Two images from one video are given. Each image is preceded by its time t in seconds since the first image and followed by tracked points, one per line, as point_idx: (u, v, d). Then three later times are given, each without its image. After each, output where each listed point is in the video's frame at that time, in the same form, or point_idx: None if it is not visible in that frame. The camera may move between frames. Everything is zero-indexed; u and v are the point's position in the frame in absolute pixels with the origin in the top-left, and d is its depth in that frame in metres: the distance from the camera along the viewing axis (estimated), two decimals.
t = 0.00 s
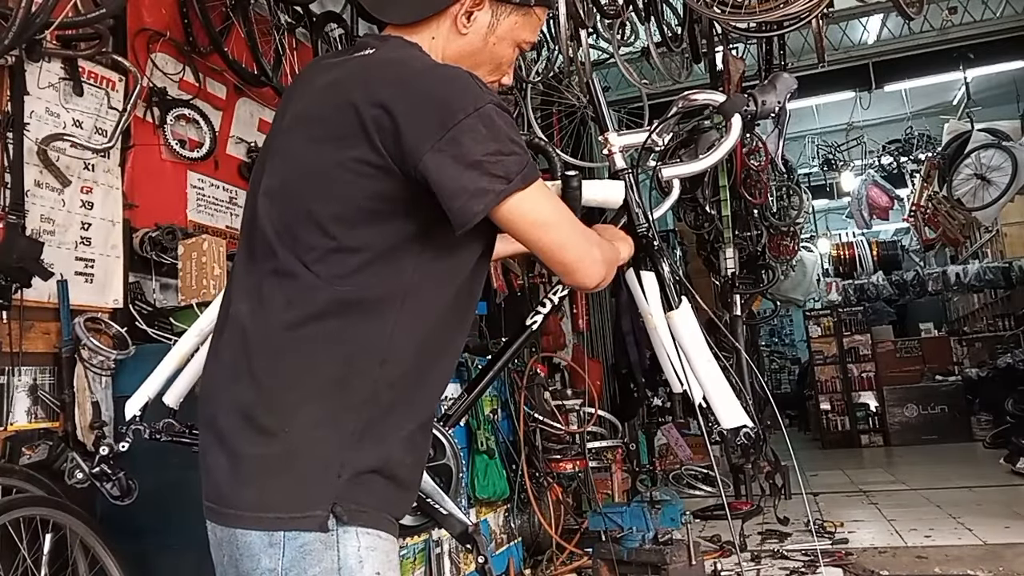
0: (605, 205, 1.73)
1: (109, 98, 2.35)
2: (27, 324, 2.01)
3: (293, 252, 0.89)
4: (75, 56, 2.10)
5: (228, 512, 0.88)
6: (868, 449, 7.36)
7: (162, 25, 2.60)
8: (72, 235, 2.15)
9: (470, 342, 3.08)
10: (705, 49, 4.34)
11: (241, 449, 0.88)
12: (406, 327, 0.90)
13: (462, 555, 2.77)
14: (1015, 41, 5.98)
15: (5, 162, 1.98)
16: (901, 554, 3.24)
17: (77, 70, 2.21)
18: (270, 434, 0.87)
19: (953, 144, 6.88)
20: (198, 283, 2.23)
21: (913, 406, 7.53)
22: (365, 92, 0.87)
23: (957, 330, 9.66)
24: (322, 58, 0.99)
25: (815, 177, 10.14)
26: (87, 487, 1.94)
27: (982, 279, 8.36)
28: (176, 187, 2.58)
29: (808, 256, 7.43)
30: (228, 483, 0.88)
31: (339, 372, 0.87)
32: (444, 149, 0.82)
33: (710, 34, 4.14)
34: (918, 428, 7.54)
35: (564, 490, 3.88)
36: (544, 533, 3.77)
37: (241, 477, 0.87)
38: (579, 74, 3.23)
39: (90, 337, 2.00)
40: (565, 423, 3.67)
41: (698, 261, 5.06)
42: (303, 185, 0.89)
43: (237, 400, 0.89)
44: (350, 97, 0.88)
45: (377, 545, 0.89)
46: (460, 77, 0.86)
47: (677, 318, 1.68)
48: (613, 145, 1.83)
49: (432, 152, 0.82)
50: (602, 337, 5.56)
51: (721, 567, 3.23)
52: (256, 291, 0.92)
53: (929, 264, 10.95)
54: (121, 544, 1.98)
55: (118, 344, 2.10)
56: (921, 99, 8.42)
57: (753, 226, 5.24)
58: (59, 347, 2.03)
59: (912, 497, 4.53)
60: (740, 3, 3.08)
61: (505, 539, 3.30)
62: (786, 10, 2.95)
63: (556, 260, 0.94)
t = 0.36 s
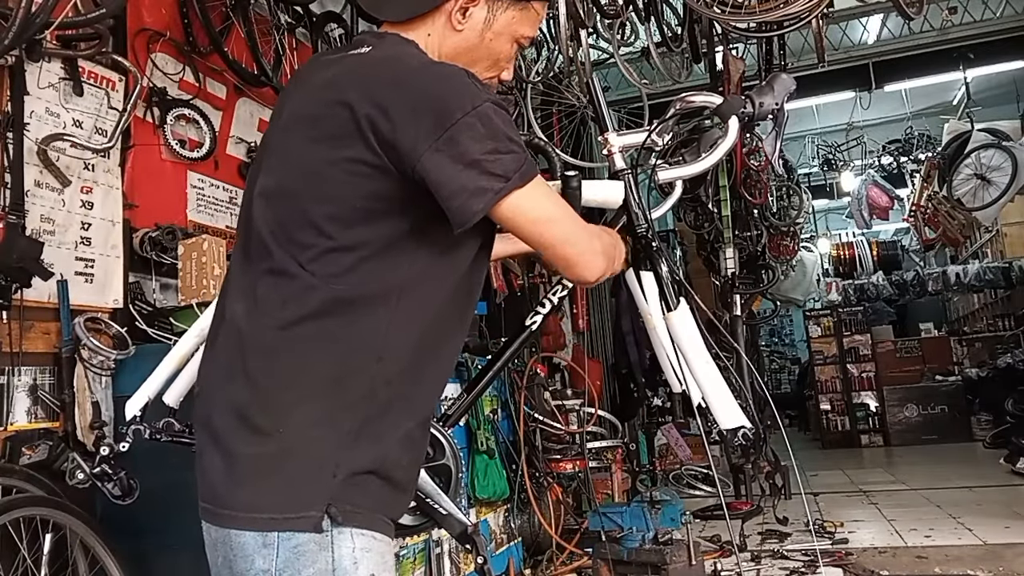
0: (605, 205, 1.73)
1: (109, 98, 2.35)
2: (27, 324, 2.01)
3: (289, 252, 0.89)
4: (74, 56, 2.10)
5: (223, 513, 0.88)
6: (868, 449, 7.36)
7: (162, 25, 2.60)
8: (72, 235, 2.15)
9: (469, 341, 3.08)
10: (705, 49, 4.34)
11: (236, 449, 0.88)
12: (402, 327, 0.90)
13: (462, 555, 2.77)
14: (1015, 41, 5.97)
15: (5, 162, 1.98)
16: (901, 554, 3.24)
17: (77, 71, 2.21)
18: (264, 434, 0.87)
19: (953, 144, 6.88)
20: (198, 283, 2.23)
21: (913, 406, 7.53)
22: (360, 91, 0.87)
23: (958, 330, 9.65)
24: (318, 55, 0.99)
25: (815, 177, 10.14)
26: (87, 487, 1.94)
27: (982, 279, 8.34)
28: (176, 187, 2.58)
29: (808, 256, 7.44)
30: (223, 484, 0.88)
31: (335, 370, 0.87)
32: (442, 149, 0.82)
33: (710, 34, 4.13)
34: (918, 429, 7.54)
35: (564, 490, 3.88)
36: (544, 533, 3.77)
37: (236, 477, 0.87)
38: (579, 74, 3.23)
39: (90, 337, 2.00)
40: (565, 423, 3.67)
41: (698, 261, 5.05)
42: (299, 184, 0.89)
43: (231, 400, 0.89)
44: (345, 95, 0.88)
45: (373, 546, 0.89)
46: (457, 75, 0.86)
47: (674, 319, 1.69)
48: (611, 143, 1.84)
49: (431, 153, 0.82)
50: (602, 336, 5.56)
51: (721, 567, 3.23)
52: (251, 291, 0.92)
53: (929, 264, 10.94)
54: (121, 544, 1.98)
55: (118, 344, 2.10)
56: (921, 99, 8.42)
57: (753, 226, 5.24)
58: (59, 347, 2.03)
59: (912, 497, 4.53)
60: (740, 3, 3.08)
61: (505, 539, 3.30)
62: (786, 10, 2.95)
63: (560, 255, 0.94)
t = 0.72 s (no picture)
0: (606, 205, 1.73)
1: (109, 98, 2.35)
2: (27, 324, 2.01)
3: (272, 255, 0.89)
4: (74, 56, 2.10)
5: (201, 520, 0.88)
6: (868, 449, 7.36)
7: (162, 25, 2.60)
8: (72, 235, 2.15)
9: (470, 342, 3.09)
10: (705, 49, 4.33)
11: (217, 453, 0.88)
12: (385, 334, 0.90)
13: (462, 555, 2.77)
14: (1015, 41, 5.97)
15: (6, 162, 1.98)
16: (901, 554, 3.24)
17: (77, 71, 2.21)
18: (242, 436, 0.87)
19: (952, 144, 6.89)
20: (199, 283, 2.23)
21: (913, 406, 7.54)
22: (351, 87, 0.86)
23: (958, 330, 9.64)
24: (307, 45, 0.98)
25: (815, 177, 10.14)
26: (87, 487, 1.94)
27: (982, 279, 8.33)
28: (176, 187, 2.58)
29: (808, 256, 7.44)
30: (203, 487, 0.89)
31: (319, 373, 0.87)
32: (432, 150, 0.82)
33: (709, 34, 4.12)
34: (918, 429, 7.54)
35: (564, 490, 3.88)
36: (544, 533, 3.78)
37: (215, 482, 0.87)
38: (579, 74, 3.23)
39: (90, 337, 2.00)
40: (565, 423, 3.65)
41: (698, 261, 5.05)
42: (285, 180, 0.89)
43: (213, 403, 0.90)
44: (335, 91, 0.87)
45: (351, 559, 0.89)
46: (449, 72, 0.86)
47: (674, 318, 1.69)
48: (612, 143, 1.84)
49: (420, 155, 0.82)
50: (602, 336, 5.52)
51: (721, 567, 3.23)
52: (233, 289, 0.93)
53: (929, 264, 10.94)
54: (122, 544, 1.98)
55: (118, 344, 2.10)
56: (921, 99, 8.42)
57: (753, 226, 5.24)
58: (60, 347, 2.03)
59: (912, 497, 4.53)
60: (740, 3, 3.08)
61: (505, 539, 3.30)
62: (785, 10, 2.95)
63: (524, 270, 0.90)
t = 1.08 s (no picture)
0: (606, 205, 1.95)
1: (109, 98, 2.35)
2: (27, 324, 2.01)
3: (185, 248, 0.71)
4: (75, 56, 2.10)
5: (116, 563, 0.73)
6: (868, 449, 7.37)
7: (162, 25, 2.60)
8: (73, 235, 2.15)
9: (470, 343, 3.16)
10: (704, 50, 4.34)
11: (130, 488, 0.71)
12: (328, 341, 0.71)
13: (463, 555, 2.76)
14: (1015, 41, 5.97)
15: (5, 162, 1.98)
16: (902, 554, 3.24)
17: (77, 70, 2.21)
18: (157, 468, 0.70)
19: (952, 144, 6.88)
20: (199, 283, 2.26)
21: (913, 406, 7.55)
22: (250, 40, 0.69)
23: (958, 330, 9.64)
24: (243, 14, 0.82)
25: (815, 177, 10.15)
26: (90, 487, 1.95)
27: (982, 279, 8.28)
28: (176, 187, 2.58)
29: (808, 256, 7.45)
30: (116, 524, 0.73)
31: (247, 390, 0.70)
32: (270, 98, 0.62)
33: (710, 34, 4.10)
34: (918, 429, 7.54)
35: (564, 490, 3.88)
36: (544, 533, 3.78)
37: (130, 520, 0.71)
38: (579, 74, 3.23)
39: (88, 337, 2.00)
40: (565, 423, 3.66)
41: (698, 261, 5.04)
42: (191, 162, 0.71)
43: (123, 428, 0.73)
44: (251, 39, 0.69)
45: None
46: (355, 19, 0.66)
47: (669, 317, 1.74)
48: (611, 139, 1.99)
49: (258, 120, 0.61)
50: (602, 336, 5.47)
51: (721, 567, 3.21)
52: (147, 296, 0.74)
53: (929, 264, 10.93)
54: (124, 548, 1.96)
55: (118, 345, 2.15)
56: (921, 99, 8.42)
57: (753, 226, 5.25)
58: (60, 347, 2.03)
59: (912, 497, 4.53)
60: (740, 3, 3.08)
61: (505, 539, 3.28)
62: (785, 10, 2.95)
63: (221, 288, 0.60)
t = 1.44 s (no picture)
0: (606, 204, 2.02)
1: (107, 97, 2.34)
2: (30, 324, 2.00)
3: None
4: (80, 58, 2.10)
5: None
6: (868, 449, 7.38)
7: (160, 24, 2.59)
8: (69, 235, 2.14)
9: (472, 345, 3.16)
10: (705, 50, 4.34)
11: None
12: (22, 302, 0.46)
13: (462, 556, 2.76)
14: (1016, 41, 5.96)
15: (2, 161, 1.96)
16: (901, 554, 3.24)
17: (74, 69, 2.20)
18: None
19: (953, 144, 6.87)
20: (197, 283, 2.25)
21: (913, 406, 7.56)
22: None
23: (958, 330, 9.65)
24: None
25: (815, 177, 10.16)
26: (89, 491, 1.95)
27: (982, 279, 8.25)
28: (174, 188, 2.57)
29: (808, 256, 7.47)
30: None
31: None
32: None
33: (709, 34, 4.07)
34: (918, 429, 7.55)
35: (564, 490, 3.88)
36: (544, 533, 3.78)
37: None
38: (579, 73, 3.23)
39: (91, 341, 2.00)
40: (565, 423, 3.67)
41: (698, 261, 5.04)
42: None
43: None
44: None
45: None
46: None
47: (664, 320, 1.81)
48: (610, 138, 2.07)
49: None
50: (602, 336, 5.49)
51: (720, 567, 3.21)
52: None
53: (929, 264, 10.94)
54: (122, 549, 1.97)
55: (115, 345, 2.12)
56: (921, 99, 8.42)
57: (753, 227, 5.27)
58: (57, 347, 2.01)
59: (912, 497, 4.53)
60: (740, 3, 3.08)
61: (505, 539, 3.27)
62: (785, 10, 2.95)
63: None
